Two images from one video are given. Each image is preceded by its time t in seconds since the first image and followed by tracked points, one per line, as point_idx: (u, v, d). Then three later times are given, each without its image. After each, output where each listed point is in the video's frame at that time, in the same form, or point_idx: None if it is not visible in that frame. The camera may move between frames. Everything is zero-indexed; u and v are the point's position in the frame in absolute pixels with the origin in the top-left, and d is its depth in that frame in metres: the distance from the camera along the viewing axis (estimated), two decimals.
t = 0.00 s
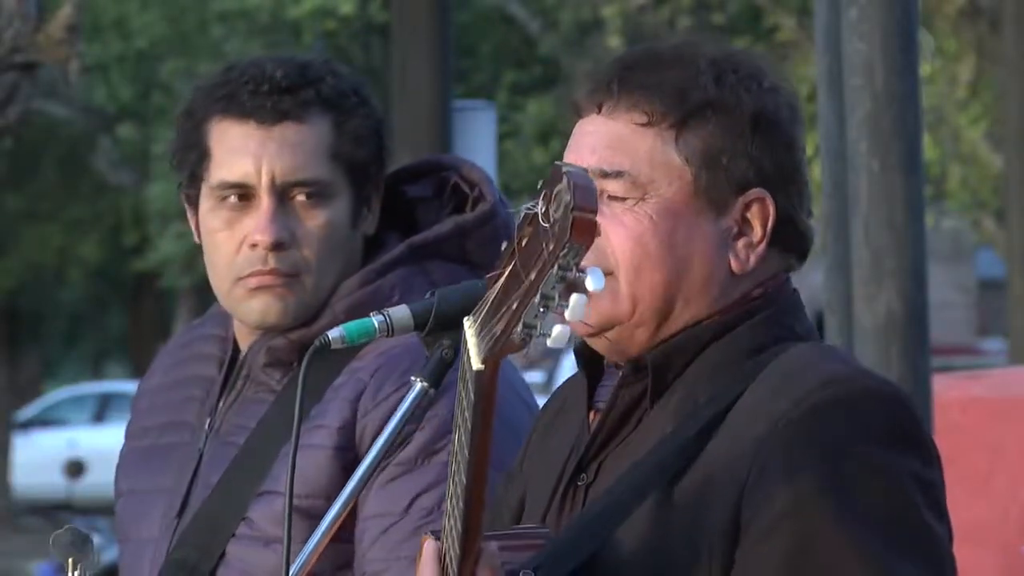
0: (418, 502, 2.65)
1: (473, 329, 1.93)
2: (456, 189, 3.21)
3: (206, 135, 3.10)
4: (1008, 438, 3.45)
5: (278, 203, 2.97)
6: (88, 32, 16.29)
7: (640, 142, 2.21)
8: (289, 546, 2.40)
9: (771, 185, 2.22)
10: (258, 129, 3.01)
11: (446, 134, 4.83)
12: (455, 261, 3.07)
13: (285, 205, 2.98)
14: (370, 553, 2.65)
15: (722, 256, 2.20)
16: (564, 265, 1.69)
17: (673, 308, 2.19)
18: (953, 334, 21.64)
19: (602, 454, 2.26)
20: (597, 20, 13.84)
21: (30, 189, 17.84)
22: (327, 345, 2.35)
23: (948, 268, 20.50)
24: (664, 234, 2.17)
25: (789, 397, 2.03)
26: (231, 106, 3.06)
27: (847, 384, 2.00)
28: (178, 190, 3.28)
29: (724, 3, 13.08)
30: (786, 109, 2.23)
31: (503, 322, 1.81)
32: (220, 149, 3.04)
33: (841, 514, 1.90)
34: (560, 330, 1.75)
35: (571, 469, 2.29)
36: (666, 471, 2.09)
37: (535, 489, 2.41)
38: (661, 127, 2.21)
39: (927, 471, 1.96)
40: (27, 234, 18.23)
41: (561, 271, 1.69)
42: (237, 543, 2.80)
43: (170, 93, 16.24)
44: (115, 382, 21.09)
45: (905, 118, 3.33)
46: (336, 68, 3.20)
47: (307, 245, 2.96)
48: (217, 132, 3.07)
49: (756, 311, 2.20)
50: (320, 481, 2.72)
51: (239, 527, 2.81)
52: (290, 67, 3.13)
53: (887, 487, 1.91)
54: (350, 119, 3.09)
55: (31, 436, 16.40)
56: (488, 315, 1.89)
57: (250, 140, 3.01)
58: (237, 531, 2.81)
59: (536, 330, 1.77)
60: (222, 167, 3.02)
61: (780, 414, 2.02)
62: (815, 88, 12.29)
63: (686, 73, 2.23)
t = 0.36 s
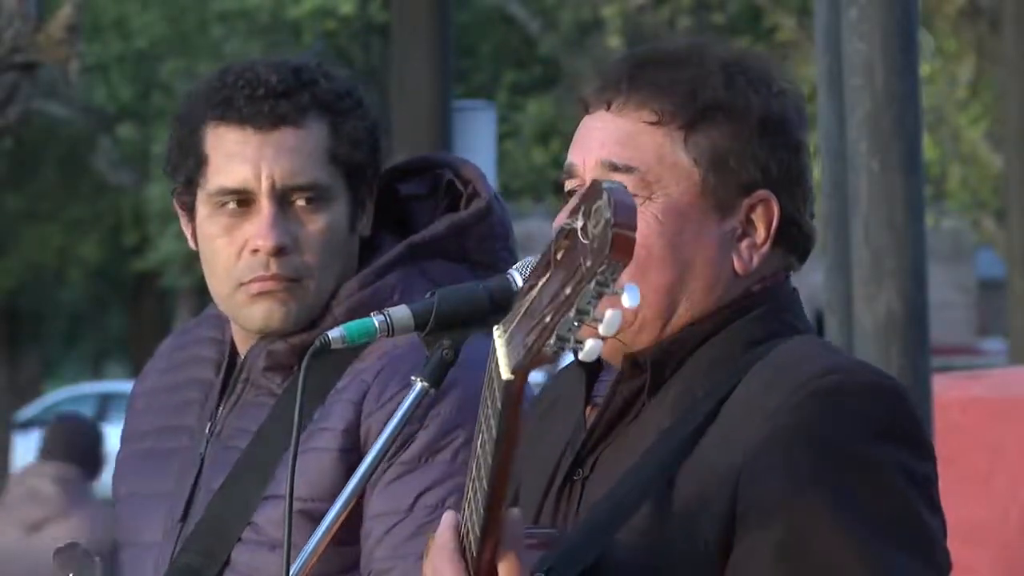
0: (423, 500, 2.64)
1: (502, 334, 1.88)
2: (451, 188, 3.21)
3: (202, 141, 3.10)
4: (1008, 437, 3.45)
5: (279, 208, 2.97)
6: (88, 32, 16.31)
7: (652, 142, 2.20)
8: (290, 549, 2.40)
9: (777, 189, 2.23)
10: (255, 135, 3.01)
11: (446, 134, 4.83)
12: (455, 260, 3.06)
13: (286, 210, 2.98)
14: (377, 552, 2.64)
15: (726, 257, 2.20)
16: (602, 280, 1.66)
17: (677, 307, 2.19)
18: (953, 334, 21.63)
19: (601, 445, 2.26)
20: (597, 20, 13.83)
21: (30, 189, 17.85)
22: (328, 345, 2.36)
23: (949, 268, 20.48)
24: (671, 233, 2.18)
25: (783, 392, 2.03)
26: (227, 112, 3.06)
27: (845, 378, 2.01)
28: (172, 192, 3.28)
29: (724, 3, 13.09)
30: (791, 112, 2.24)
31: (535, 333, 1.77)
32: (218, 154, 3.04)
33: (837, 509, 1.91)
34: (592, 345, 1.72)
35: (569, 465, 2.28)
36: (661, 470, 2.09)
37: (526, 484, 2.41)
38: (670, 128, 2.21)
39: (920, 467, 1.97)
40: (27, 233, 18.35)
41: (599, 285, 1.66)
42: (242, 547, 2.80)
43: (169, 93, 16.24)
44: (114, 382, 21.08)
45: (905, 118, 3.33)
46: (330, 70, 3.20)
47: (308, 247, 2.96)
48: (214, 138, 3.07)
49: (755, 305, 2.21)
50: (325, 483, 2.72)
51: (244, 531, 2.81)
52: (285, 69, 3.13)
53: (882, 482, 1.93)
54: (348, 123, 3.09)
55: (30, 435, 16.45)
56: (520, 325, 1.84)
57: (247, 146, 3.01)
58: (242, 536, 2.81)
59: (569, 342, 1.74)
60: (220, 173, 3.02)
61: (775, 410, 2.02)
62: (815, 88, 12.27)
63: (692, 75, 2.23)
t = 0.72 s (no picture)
0: (411, 499, 2.64)
1: (496, 323, 1.90)
2: (449, 186, 3.21)
3: (202, 135, 3.10)
4: (1008, 438, 3.45)
5: (276, 203, 2.96)
6: (87, 32, 16.32)
7: (639, 141, 2.21)
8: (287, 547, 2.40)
9: (767, 183, 2.22)
10: (254, 129, 3.01)
11: (446, 134, 4.83)
12: (451, 256, 3.06)
13: (283, 204, 2.97)
14: (365, 551, 2.64)
15: (718, 252, 2.20)
16: (595, 256, 1.65)
17: (670, 306, 2.19)
18: (953, 334, 21.64)
19: (596, 449, 2.26)
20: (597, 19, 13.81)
21: (30, 189, 18.07)
22: (328, 344, 2.36)
23: (949, 267, 20.49)
24: (664, 229, 2.18)
25: (783, 387, 2.03)
26: (227, 105, 3.05)
27: (842, 374, 2.01)
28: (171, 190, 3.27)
29: (724, 3, 13.10)
30: (775, 107, 2.24)
31: (530, 314, 1.77)
32: (216, 149, 3.04)
33: (837, 504, 1.91)
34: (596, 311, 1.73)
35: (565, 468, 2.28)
36: (658, 470, 2.09)
37: (523, 485, 2.41)
38: (659, 126, 2.21)
39: (919, 460, 1.98)
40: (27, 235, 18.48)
41: (593, 261, 1.65)
42: (233, 545, 2.81)
43: (169, 93, 16.23)
44: (114, 382, 21.07)
45: (905, 118, 3.33)
46: (330, 67, 3.19)
47: (306, 242, 2.96)
48: (213, 131, 3.07)
49: (746, 305, 2.20)
50: (318, 481, 2.72)
51: (236, 528, 2.82)
52: (283, 65, 3.13)
53: (881, 480, 1.93)
54: (346, 119, 3.08)
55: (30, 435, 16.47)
56: (514, 308, 1.85)
57: (247, 139, 3.01)
58: (233, 533, 2.82)
59: (564, 322, 1.73)
60: (219, 165, 3.02)
61: (773, 410, 2.02)
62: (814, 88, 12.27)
63: (679, 73, 2.24)
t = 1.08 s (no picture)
0: (405, 504, 2.64)
1: (489, 341, 1.92)
2: (448, 187, 3.20)
3: (202, 135, 3.10)
4: (1008, 438, 3.45)
5: (275, 203, 2.97)
6: (87, 32, 16.33)
7: (635, 146, 2.20)
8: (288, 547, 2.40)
9: (765, 184, 2.22)
10: (254, 130, 3.01)
11: (446, 133, 4.83)
12: (448, 258, 3.06)
13: (283, 206, 2.98)
14: (359, 555, 2.65)
15: (717, 256, 2.20)
16: (591, 278, 1.66)
17: (666, 311, 2.19)
18: (953, 334, 21.64)
19: (588, 454, 2.26)
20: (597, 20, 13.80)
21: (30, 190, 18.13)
22: (328, 344, 2.36)
23: (949, 267, 20.48)
24: (659, 236, 2.17)
25: (782, 393, 2.02)
26: (228, 106, 3.06)
27: (839, 383, 1.99)
28: (171, 190, 3.28)
29: (724, 3, 13.12)
30: (777, 108, 2.23)
31: (525, 336, 1.79)
32: (218, 149, 3.05)
33: (835, 512, 1.90)
34: (594, 327, 1.75)
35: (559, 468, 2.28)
36: (655, 471, 2.09)
37: (515, 489, 2.41)
38: (656, 131, 2.20)
39: (915, 468, 1.97)
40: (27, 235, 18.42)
41: (589, 283, 1.67)
42: (230, 548, 2.81)
43: (169, 93, 16.23)
44: (115, 382, 21.06)
45: (906, 118, 3.34)
46: (331, 69, 3.19)
47: (304, 244, 2.96)
48: (213, 133, 3.07)
49: (736, 312, 2.20)
50: (314, 485, 2.72)
51: (232, 531, 2.82)
52: (285, 67, 3.13)
53: (880, 489, 1.92)
54: (345, 120, 3.08)
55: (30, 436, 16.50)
56: (505, 332, 1.87)
57: (247, 141, 3.01)
58: (230, 536, 2.82)
59: (558, 343, 1.75)
60: (220, 166, 3.02)
61: (772, 417, 2.00)
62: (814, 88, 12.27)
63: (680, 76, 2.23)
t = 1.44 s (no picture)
0: (405, 506, 2.64)
1: (486, 337, 1.91)
2: (444, 189, 3.20)
3: (195, 139, 3.09)
4: (1008, 437, 3.45)
5: (271, 207, 2.97)
6: (87, 32, 16.34)
7: (638, 145, 2.20)
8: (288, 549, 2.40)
9: (770, 192, 2.20)
10: (247, 133, 3.01)
11: (446, 134, 4.83)
12: (445, 259, 3.05)
13: (277, 209, 2.97)
14: (359, 557, 2.64)
15: (717, 259, 2.19)
16: (584, 283, 1.65)
17: (669, 312, 2.19)
18: (953, 334, 21.65)
19: (601, 445, 2.27)
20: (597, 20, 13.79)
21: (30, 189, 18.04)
22: (327, 344, 2.35)
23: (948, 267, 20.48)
24: (663, 239, 2.18)
25: (790, 404, 2.03)
26: (220, 109, 3.05)
27: (849, 402, 2.01)
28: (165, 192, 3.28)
29: (723, 3, 13.11)
30: (790, 112, 2.22)
31: (518, 334, 1.77)
32: (211, 152, 3.04)
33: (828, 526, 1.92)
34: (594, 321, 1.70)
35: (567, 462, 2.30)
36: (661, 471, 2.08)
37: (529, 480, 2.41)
38: (660, 131, 2.20)
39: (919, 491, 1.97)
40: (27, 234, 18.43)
41: (581, 289, 1.65)
42: (229, 552, 2.80)
43: (169, 94, 16.23)
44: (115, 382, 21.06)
45: (906, 117, 3.34)
46: (323, 70, 3.19)
47: (300, 248, 2.96)
48: (207, 136, 3.06)
49: (763, 314, 2.20)
50: (313, 488, 2.72)
51: (232, 535, 2.81)
52: (277, 69, 3.12)
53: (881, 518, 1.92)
54: (339, 121, 3.08)
55: (31, 436, 16.49)
56: (504, 325, 1.85)
57: (239, 144, 3.00)
58: (230, 540, 2.81)
59: (551, 345, 1.73)
60: (213, 169, 3.02)
61: (783, 421, 2.02)
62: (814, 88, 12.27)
63: (686, 77, 2.22)
